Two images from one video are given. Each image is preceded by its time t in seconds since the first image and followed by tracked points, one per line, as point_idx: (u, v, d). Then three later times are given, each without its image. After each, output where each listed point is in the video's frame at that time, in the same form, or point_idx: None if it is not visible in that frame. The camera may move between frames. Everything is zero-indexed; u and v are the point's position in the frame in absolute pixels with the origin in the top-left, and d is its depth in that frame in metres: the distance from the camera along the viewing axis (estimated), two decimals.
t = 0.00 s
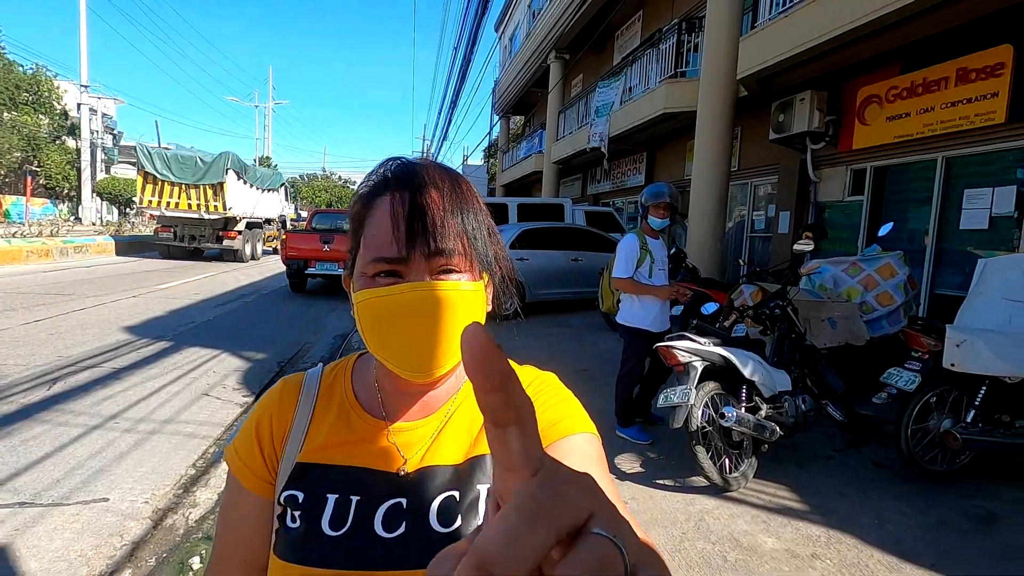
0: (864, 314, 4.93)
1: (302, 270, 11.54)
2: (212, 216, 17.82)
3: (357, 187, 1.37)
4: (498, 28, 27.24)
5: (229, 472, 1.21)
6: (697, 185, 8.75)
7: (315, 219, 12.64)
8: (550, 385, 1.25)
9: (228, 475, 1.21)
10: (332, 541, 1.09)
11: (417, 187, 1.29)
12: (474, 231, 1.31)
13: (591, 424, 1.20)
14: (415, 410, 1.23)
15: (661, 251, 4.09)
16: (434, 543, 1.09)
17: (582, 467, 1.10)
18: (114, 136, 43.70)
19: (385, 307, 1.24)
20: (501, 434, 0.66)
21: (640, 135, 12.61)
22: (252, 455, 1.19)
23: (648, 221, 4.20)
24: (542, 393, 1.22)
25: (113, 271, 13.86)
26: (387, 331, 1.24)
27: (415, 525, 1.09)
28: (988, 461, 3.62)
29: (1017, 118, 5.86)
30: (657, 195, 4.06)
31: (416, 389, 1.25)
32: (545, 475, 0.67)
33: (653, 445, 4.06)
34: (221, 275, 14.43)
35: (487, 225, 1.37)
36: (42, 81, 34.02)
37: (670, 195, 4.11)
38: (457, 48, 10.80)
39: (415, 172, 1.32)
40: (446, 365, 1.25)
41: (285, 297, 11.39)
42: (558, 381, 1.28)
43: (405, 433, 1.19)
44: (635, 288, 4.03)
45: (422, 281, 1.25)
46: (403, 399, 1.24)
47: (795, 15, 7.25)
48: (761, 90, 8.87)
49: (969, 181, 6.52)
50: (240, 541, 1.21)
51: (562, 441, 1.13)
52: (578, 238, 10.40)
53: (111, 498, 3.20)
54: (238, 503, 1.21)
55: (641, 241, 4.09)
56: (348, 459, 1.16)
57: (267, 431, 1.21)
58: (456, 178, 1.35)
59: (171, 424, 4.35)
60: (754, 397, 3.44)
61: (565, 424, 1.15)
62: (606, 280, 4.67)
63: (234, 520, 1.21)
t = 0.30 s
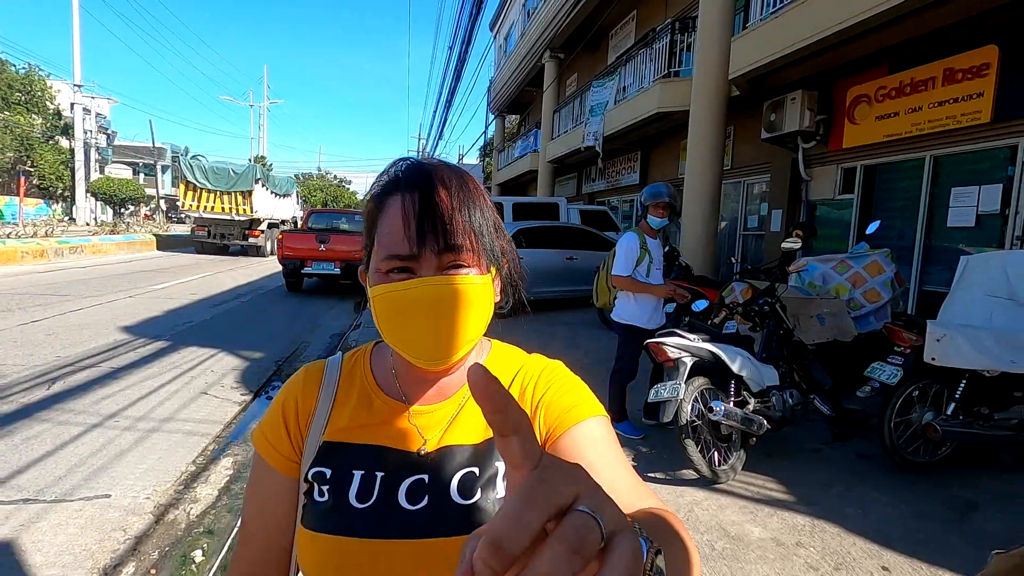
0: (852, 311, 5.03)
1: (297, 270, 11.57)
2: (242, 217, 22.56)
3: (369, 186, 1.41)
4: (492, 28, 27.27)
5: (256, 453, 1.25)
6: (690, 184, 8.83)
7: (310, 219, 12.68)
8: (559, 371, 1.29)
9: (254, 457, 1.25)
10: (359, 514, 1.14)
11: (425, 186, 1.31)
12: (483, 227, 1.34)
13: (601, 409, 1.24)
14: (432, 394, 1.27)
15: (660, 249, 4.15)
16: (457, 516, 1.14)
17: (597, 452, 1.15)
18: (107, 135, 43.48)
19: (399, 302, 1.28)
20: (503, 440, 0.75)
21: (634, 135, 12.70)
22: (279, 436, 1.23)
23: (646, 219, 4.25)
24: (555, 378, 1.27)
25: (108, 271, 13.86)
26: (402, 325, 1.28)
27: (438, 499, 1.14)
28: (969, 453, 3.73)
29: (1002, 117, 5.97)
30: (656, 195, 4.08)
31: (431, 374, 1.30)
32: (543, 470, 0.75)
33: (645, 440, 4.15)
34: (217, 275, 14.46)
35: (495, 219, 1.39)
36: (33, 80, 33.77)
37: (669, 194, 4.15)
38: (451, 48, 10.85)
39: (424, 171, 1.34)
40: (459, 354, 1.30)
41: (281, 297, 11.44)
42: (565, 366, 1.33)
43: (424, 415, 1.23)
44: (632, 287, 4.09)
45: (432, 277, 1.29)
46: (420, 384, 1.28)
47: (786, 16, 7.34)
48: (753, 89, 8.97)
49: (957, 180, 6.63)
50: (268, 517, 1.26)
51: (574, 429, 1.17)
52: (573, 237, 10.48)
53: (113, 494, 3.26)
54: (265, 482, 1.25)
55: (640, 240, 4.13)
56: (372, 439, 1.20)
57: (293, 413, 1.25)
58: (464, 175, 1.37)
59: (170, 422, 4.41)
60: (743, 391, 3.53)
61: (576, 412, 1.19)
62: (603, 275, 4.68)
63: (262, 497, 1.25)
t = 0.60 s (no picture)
0: (851, 307, 5.08)
1: (299, 268, 11.61)
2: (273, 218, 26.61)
3: (419, 185, 1.43)
4: (490, 24, 27.29)
5: (316, 439, 1.29)
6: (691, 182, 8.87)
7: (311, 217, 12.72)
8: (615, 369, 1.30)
9: (314, 443, 1.29)
10: (423, 501, 1.15)
11: (474, 182, 1.32)
12: (533, 222, 1.34)
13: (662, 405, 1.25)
14: (486, 385, 1.28)
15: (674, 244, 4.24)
16: (520, 504, 1.12)
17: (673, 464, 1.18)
18: (106, 134, 43.50)
19: (453, 297, 1.29)
20: None
21: (634, 132, 12.74)
22: (338, 422, 1.27)
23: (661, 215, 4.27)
24: (615, 378, 1.27)
25: (109, 269, 13.92)
26: (457, 319, 1.29)
27: (500, 487, 1.14)
28: (966, 445, 3.79)
29: (999, 115, 6.02)
30: (671, 192, 4.10)
31: (487, 367, 1.30)
32: None
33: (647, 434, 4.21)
34: (218, 273, 14.50)
35: (544, 214, 1.39)
36: (32, 78, 33.73)
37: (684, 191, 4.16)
38: (451, 46, 10.88)
39: (472, 167, 1.35)
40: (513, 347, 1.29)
41: (282, 294, 11.48)
42: (620, 365, 1.33)
43: (480, 405, 1.23)
44: (649, 281, 4.16)
45: (483, 272, 1.29)
46: (474, 375, 1.29)
47: (784, 15, 7.37)
48: (752, 87, 9.00)
49: (955, 177, 6.68)
50: (326, 504, 1.28)
51: (646, 441, 1.19)
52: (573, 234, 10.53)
53: (124, 488, 3.31)
54: (322, 468, 1.27)
55: (656, 237, 4.17)
56: (432, 428, 1.21)
57: (352, 402, 1.29)
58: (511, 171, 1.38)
59: (177, 418, 4.46)
60: (744, 385, 3.59)
61: (645, 420, 1.20)
62: (621, 272, 4.84)
63: (319, 483, 1.27)
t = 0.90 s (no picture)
0: (850, 304, 5.12)
1: (301, 268, 11.65)
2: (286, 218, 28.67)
3: (421, 194, 1.42)
4: (491, 25, 27.34)
5: (317, 450, 1.22)
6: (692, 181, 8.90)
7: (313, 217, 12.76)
8: (618, 377, 1.34)
9: (314, 452, 1.22)
10: (442, 508, 1.15)
11: (476, 190, 1.31)
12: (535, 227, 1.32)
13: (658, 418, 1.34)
14: (493, 391, 1.26)
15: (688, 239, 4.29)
16: (538, 507, 1.17)
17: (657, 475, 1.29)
18: (108, 135, 43.64)
19: (455, 302, 1.25)
20: None
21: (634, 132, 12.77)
22: (342, 432, 1.21)
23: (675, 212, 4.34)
24: (619, 387, 1.32)
25: (113, 270, 14.01)
26: (460, 325, 1.24)
27: (517, 492, 1.17)
28: (963, 441, 3.83)
29: (998, 114, 6.05)
30: (687, 189, 4.17)
31: (493, 373, 1.26)
32: None
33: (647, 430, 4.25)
34: (220, 273, 14.58)
35: (547, 220, 1.37)
36: (34, 80, 33.84)
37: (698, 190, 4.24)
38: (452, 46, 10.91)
39: (475, 176, 1.34)
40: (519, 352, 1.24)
41: (284, 294, 11.54)
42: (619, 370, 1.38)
43: (491, 411, 1.23)
44: (664, 274, 4.20)
45: (485, 277, 1.26)
46: (481, 381, 1.26)
47: (784, 14, 7.39)
48: (752, 86, 9.03)
49: (954, 175, 6.71)
50: (325, 514, 1.22)
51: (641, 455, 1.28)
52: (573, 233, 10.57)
53: (132, 485, 3.36)
54: (323, 477, 1.21)
55: (671, 232, 4.22)
56: (446, 436, 1.20)
57: (357, 411, 1.22)
58: (514, 178, 1.36)
59: (183, 417, 4.51)
60: (743, 382, 3.63)
61: (646, 436, 1.29)
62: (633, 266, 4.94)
63: (318, 493, 1.22)
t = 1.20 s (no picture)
0: (864, 303, 5.10)
1: (314, 266, 11.77)
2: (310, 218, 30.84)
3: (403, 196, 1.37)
4: (502, 24, 27.43)
5: (290, 470, 1.10)
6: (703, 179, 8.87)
7: (326, 216, 12.88)
8: (593, 388, 1.36)
9: (286, 473, 1.10)
10: (434, 526, 1.08)
11: (458, 194, 1.26)
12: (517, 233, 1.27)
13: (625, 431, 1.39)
14: (476, 399, 1.21)
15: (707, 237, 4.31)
16: (532, 517, 1.14)
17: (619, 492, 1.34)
18: (123, 135, 44.26)
19: (433, 307, 1.21)
20: None
21: (645, 130, 12.74)
22: (316, 450, 1.09)
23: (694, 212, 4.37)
24: (597, 399, 1.34)
25: (129, 267, 14.23)
26: (439, 331, 1.20)
27: (509, 504, 1.13)
28: (978, 440, 3.82)
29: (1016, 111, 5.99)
30: (706, 188, 4.20)
31: (472, 381, 1.21)
32: None
33: (659, 428, 4.28)
34: (234, 271, 14.77)
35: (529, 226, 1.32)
36: (52, 81, 34.41)
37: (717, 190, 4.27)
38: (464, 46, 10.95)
39: (457, 178, 1.29)
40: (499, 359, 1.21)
41: (298, 292, 11.68)
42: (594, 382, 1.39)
43: (477, 419, 1.18)
44: (683, 272, 4.21)
45: (465, 281, 1.22)
46: (464, 391, 1.21)
47: (797, 12, 7.34)
48: (765, 84, 8.99)
49: (970, 173, 6.64)
50: (299, 538, 1.11)
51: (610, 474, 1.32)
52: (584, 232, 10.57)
53: (154, 477, 3.45)
54: (296, 498, 1.10)
55: (691, 230, 4.23)
56: (433, 448, 1.12)
57: (332, 425, 1.11)
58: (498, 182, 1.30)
59: (201, 411, 4.59)
60: (756, 380, 3.64)
61: (619, 450, 1.34)
62: (651, 264, 4.97)
63: (292, 517, 1.10)
